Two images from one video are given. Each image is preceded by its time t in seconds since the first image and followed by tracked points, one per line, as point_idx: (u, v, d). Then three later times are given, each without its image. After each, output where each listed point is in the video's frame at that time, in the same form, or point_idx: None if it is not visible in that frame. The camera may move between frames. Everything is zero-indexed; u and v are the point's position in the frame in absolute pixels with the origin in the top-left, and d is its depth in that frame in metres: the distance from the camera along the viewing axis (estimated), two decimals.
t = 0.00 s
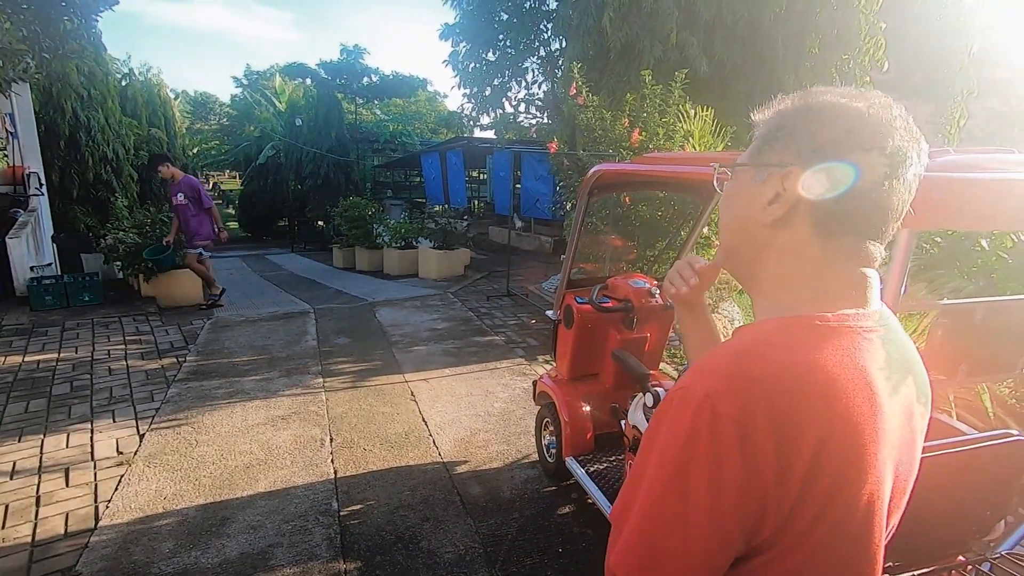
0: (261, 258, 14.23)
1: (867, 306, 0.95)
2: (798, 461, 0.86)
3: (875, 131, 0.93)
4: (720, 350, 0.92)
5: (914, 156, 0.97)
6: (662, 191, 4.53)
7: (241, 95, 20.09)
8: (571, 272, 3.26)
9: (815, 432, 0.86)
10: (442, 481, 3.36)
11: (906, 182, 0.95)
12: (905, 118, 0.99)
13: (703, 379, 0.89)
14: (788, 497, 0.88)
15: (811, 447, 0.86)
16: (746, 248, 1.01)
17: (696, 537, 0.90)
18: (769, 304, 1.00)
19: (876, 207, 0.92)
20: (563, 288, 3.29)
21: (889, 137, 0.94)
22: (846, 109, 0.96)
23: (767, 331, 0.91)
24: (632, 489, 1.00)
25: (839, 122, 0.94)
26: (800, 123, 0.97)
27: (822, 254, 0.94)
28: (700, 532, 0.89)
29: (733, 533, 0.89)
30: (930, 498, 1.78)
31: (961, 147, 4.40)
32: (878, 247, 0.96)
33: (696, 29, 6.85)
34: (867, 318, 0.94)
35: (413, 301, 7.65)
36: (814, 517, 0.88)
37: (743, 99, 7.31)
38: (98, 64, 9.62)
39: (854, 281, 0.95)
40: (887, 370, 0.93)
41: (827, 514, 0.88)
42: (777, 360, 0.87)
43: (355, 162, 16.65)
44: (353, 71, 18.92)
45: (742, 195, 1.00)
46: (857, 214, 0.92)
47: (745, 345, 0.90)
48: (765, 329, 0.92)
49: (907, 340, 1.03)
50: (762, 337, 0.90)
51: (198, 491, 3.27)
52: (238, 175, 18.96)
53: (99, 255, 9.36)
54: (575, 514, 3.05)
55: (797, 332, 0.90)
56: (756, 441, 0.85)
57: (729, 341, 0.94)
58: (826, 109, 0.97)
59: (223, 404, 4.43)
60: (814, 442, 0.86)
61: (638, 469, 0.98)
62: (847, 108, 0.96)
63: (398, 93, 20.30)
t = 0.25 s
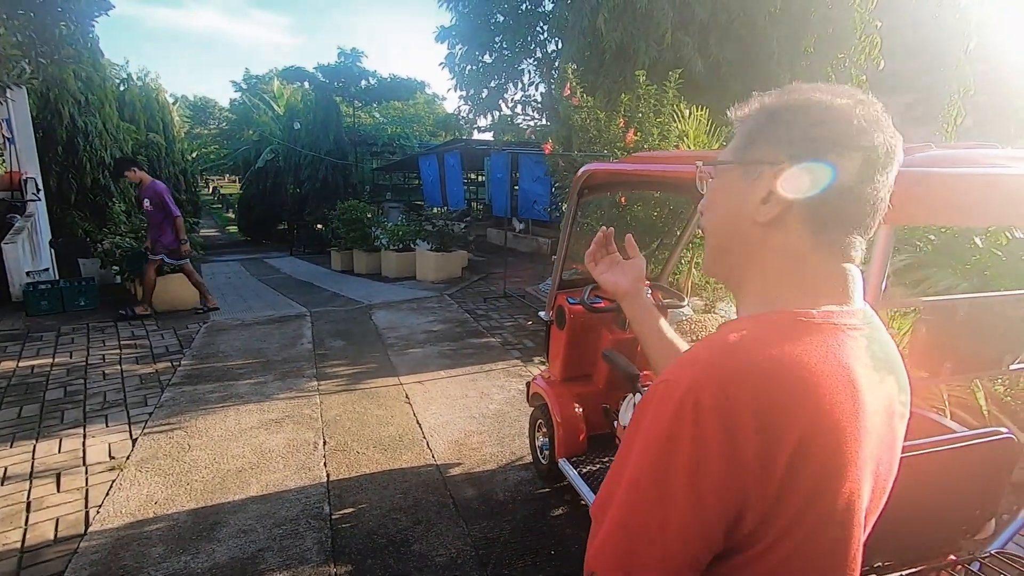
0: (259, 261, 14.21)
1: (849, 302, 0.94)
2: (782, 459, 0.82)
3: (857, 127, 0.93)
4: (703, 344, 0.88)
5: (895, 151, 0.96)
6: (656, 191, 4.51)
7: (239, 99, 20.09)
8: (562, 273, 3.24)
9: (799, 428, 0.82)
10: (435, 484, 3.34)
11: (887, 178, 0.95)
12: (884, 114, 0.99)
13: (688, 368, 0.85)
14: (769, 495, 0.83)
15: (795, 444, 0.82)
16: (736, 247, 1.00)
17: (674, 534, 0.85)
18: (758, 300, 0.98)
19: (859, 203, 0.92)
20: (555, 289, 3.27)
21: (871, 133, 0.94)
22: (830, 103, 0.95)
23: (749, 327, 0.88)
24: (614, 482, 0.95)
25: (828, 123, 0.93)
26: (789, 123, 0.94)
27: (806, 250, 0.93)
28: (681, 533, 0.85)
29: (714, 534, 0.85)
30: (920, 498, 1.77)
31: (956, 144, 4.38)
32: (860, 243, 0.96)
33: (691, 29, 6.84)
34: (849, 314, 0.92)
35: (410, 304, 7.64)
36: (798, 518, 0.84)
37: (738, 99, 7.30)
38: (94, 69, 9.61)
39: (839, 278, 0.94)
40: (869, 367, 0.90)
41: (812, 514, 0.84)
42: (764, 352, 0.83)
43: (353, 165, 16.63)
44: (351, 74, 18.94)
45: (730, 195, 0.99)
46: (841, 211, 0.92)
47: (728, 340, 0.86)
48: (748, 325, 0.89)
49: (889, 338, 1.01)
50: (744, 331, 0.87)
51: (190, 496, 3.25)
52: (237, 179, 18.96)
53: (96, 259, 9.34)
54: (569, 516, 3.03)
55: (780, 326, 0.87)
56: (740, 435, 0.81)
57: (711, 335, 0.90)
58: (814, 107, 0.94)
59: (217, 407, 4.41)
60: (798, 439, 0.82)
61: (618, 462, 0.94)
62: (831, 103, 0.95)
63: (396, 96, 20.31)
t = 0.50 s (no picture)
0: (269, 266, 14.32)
1: (821, 311, 0.95)
2: (762, 472, 0.81)
3: (826, 136, 0.96)
4: (678, 361, 0.88)
5: (857, 159, 1.01)
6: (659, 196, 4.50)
7: (249, 105, 20.29)
8: (562, 279, 3.24)
9: (778, 441, 0.81)
10: (437, 489, 3.34)
11: (852, 187, 0.99)
12: (846, 129, 1.03)
13: (664, 386, 0.84)
14: (751, 511, 0.82)
15: (774, 456, 0.81)
16: (716, 262, 0.99)
17: (658, 557, 0.83)
18: (735, 314, 0.98)
19: (832, 211, 0.95)
20: (554, 295, 3.27)
21: (837, 142, 0.97)
22: (797, 113, 0.97)
23: (723, 342, 0.88)
24: (594, 505, 0.93)
25: (806, 138, 0.94)
26: (769, 136, 0.95)
27: (784, 258, 0.94)
28: (665, 553, 0.83)
29: (697, 552, 0.83)
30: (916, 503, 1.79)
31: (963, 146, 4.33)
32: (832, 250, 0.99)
33: (696, 33, 6.83)
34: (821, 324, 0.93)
35: (416, 308, 7.66)
36: (780, 532, 0.84)
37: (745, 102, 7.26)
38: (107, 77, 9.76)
39: (814, 288, 0.96)
40: (844, 376, 0.90)
41: (793, 526, 0.84)
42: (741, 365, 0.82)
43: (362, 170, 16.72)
44: (359, 80, 19.08)
45: (710, 209, 0.98)
46: (817, 218, 0.94)
47: (703, 354, 0.86)
48: (722, 340, 0.89)
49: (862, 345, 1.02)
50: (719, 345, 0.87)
51: (193, 500, 3.27)
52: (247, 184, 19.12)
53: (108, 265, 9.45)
54: (569, 522, 3.02)
55: (754, 339, 0.87)
56: (721, 451, 0.80)
57: (686, 352, 0.90)
58: (787, 118, 0.95)
59: (222, 412, 4.45)
60: (777, 452, 0.81)
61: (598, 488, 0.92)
62: (800, 113, 0.97)
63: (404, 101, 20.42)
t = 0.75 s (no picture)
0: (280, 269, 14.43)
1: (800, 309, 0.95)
2: (740, 474, 0.80)
3: (808, 135, 0.96)
4: (654, 365, 0.87)
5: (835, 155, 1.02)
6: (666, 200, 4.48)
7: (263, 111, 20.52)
8: (566, 282, 3.23)
9: (755, 446, 0.80)
10: (440, 493, 3.34)
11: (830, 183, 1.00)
12: (824, 122, 1.02)
13: (638, 394, 0.84)
14: (730, 517, 0.81)
15: (752, 458, 0.80)
16: (700, 265, 1.00)
17: (639, 565, 0.83)
18: (716, 316, 0.99)
19: (812, 211, 0.97)
20: (558, 298, 3.26)
21: (818, 139, 0.97)
22: (780, 110, 0.96)
23: (699, 344, 0.87)
24: (576, 515, 0.93)
25: (790, 140, 0.93)
26: (753, 140, 0.93)
27: (765, 259, 0.96)
28: (644, 559, 0.82)
29: (677, 557, 0.83)
30: (913, 506, 1.79)
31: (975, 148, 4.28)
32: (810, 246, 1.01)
33: (705, 36, 6.82)
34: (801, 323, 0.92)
35: (424, 312, 7.68)
36: (761, 534, 0.83)
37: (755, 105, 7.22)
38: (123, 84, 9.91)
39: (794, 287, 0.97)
40: (824, 375, 0.89)
41: (773, 528, 0.83)
42: (714, 372, 0.81)
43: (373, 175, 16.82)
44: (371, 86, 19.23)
45: (696, 213, 0.98)
46: (799, 220, 0.96)
47: (678, 358, 0.86)
48: (698, 342, 0.88)
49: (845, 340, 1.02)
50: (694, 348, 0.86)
51: (199, 502, 3.30)
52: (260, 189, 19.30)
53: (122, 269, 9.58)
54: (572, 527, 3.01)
55: (730, 341, 0.86)
56: (696, 459, 0.79)
57: (663, 355, 0.89)
58: (770, 117, 0.94)
59: (230, 414, 4.48)
60: (754, 454, 0.80)
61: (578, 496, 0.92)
62: (783, 111, 0.96)
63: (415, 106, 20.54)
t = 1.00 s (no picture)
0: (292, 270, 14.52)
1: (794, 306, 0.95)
2: (753, 479, 0.79)
3: (786, 127, 0.94)
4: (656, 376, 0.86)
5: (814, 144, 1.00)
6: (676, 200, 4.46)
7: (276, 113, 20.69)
8: (574, 283, 3.22)
9: (763, 450, 0.79)
10: (449, 494, 3.34)
11: (812, 173, 0.99)
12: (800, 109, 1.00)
13: (643, 407, 0.82)
14: (742, 524, 0.80)
15: (764, 461, 0.79)
16: (690, 271, 0.99)
17: None
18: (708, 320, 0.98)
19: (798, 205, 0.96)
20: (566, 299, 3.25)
21: (796, 130, 0.96)
22: (757, 104, 0.94)
23: (698, 350, 0.86)
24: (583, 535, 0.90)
25: (767, 137, 0.92)
26: (729, 141, 0.92)
27: (755, 258, 0.95)
28: None
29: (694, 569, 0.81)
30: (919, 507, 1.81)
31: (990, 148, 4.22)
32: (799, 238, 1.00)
33: (715, 35, 6.79)
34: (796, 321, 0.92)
35: (434, 313, 7.69)
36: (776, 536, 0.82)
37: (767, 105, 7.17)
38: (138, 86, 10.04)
39: (789, 283, 0.97)
40: (824, 373, 0.90)
41: (787, 530, 0.82)
42: (717, 379, 0.80)
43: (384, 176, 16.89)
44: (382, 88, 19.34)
45: (681, 219, 0.96)
46: (787, 216, 0.95)
47: (680, 366, 0.84)
48: (697, 348, 0.87)
49: (838, 332, 1.03)
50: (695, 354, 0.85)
51: (210, 500, 3.32)
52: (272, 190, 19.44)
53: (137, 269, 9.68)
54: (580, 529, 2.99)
55: (731, 345, 0.85)
56: (705, 469, 0.78)
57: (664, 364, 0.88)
58: (748, 115, 0.92)
59: (241, 414, 4.51)
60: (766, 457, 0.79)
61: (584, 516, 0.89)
62: (760, 105, 0.94)
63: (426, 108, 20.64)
